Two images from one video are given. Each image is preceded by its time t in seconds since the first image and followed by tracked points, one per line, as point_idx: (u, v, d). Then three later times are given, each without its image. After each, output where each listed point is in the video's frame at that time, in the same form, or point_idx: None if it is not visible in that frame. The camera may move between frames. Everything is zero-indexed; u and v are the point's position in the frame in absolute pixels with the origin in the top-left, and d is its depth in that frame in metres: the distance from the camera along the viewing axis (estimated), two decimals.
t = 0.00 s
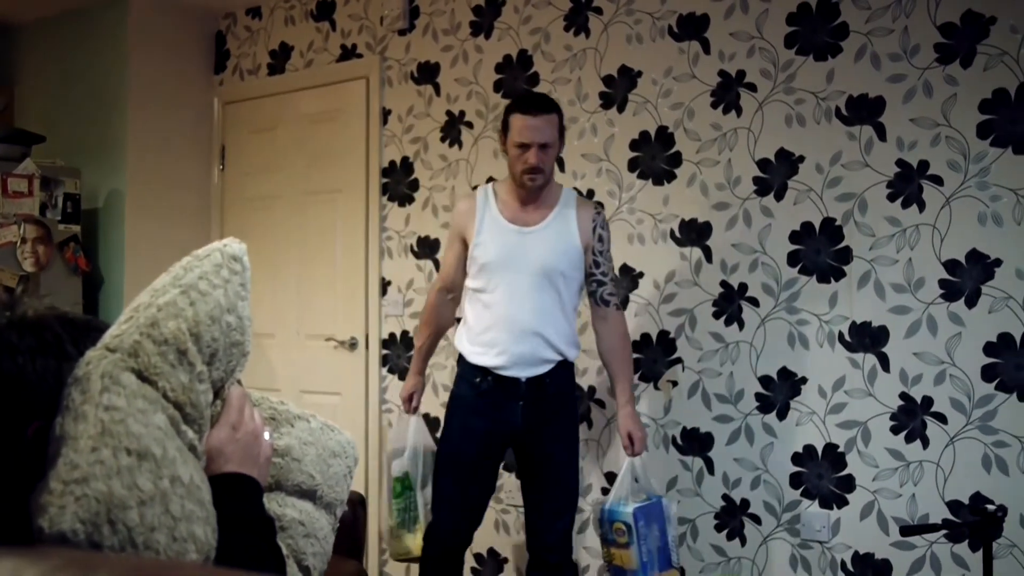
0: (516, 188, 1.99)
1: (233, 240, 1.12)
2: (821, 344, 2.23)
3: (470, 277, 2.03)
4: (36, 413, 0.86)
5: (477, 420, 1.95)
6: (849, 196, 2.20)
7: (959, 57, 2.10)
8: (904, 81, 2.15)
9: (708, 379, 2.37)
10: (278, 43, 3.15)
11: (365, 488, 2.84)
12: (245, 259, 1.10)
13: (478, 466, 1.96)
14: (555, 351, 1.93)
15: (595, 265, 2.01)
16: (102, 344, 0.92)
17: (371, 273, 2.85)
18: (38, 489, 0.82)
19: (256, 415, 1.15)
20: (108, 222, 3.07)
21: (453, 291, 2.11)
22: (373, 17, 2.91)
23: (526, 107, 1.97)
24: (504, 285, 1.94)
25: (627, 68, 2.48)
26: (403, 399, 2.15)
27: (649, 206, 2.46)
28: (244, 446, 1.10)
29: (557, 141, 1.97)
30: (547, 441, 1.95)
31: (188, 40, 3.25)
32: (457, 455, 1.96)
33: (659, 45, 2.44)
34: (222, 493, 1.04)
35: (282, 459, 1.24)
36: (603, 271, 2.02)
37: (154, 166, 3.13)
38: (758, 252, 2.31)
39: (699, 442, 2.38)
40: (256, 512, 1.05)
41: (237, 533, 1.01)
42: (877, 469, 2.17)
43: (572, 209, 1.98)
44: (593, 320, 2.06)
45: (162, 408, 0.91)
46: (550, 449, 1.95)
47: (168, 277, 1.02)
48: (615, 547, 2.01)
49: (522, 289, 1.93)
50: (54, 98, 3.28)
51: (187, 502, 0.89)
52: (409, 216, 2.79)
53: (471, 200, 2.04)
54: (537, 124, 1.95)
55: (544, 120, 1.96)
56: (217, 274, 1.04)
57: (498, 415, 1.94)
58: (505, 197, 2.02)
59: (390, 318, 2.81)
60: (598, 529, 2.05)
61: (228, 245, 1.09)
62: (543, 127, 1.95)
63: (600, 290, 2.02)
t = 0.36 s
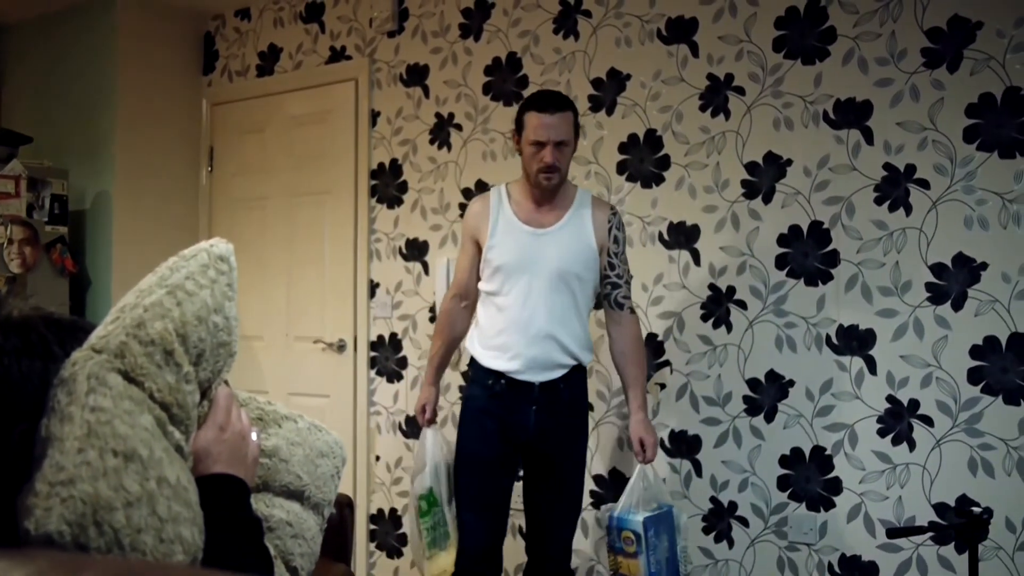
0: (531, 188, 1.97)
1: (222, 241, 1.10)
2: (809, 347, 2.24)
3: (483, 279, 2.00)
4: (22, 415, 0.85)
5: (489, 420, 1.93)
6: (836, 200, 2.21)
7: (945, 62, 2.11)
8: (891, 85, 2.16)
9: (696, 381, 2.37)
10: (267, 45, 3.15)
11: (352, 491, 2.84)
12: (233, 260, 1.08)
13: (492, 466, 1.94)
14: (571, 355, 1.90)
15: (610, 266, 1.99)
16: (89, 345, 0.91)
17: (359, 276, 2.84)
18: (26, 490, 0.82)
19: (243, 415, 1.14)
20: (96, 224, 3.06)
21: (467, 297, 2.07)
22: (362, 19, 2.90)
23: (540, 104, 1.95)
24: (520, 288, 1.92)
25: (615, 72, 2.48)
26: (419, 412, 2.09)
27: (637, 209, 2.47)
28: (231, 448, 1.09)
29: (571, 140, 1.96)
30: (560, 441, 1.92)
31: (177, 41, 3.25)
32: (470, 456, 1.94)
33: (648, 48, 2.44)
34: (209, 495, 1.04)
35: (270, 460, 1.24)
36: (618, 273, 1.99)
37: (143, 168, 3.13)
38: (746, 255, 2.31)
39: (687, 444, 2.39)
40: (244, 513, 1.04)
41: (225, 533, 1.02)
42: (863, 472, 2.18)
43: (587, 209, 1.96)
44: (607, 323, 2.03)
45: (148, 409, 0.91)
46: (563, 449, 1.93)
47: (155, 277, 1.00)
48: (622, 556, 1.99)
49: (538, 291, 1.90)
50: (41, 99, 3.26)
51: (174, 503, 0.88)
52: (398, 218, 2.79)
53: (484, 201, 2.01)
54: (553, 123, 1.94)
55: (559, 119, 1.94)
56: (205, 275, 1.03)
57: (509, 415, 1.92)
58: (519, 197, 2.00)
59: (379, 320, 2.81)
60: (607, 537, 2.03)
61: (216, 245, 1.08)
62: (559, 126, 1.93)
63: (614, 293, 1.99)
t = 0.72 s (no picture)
0: (536, 187, 1.88)
1: (212, 242, 1.09)
2: (798, 347, 2.25)
3: (489, 282, 1.87)
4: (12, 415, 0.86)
5: (510, 426, 1.81)
6: (826, 200, 2.22)
7: (935, 62, 2.12)
8: (880, 86, 2.17)
9: (686, 381, 2.38)
10: (256, 44, 3.14)
11: (342, 491, 2.83)
12: (223, 261, 1.07)
13: (514, 475, 1.82)
14: (586, 357, 1.83)
15: (615, 264, 1.97)
16: (78, 346, 0.90)
17: (349, 276, 2.84)
18: (15, 491, 0.82)
19: (233, 417, 1.14)
20: (85, 223, 3.04)
21: (466, 305, 1.94)
22: (353, 19, 2.90)
23: (547, 99, 1.86)
24: (536, 290, 1.80)
25: (606, 72, 2.48)
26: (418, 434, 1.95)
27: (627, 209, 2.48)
28: (221, 450, 1.09)
29: (579, 137, 1.88)
30: (579, 439, 1.86)
31: (166, 41, 3.23)
32: (490, 465, 1.82)
33: (639, 48, 2.44)
34: (200, 499, 1.03)
35: (260, 461, 1.23)
36: (623, 272, 1.97)
37: (132, 168, 3.11)
38: (736, 255, 2.32)
39: (677, 444, 2.39)
40: (233, 514, 1.04)
41: (214, 534, 1.02)
42: (852, 471, 2.19)
43: (594, 209, 1.89)
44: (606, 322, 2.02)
45: (138, 410, 0.89)
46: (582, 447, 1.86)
47: (146, 279, 0.99)
48: (623, 555, 1.99)
49: (555, 293, 1.80)
50: (29, 98, 3.25)
51: (163, 505, 0.88)
52: (388, 218, 2.78)
53: (486, 200, 1.90)
54: (561, 118, 1.84)
55: (568, 113, 1.85)
56: (195, 275, 1.01)
57: (529, 422, 1.81)
58: (523, 196, 1.90)
59: (369, 320, 2.81)
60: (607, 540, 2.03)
61: (206, 246, 1.07)
62: (567, 122, 1.84)
63: (618, 292, 1.98)
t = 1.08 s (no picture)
0: (535, 178, 1.79)
1: (196, 245, 1.09)
2: (782, 347, 2.26)
3: (492, 285, 1.75)
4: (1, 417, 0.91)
5: (523, 438, 1.72)
6: (809, 201, 2.23)
7: (916, 63, 2.13)
8: (863, 87, 2.18)
9: (671, 381, 2.39)
10: (240, 45, 3.13)
11: (327, 493, 2.83)
12: (208, 264, 1.07)
13: (527, 489, 1.73)
14: (596, 356, 1.79)
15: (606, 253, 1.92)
16: (62, 349, 0.93)
17: (334, 277, 2.84)
18: None
19: (216, 421, 1.14)
20: (67, 226, 3.03)
21: (455, 311, 1.80)
22: (337, 20, 2.89)
23: (547, 86, 1.79)
24: (547, 290, 1.71)
25: (590, 73, 2.49)
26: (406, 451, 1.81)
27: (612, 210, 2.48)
28: (205, 454, 1.09)
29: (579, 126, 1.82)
30: (586, 444, 1.79)
31: (149, 42, 3.22)
32: (502, 481, 1.71)
33: (623, 49, 2.44)
34: (183, 501, 1.02)
35: (243, 465, 1.23)
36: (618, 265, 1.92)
37: (115, 169, 3.10)
38: (720, 256, 2.33)
39: (662, 444, 2.40)
40: (216, 518, 1.03)
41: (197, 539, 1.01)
42: (836, 470, 2.20)
43: (592, 202, 1.83)
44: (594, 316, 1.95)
45: (121, 414, 0.91)
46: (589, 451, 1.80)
47: (129, 282, 1.01)
48: (624, 546, 1.90)
49: (565, 292, 1.72)
50: (10, 99, 3.23)
51: (147, 508, 0.88)
52: (373, 219, 2.78)
53: (482, 193, 1.78)
54: (561, 106, 1.79)
55: (568, 100, 1.79)
56: (179, 279, 1.02)
57: (544, 432, 1.73)
58: (521, 189, 1.80)
59: (354, 321, 2.80)
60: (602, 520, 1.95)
61: (191, 249, 1.07)
62: (569, 109, 1.78)
63: (612, 286, 1.92)
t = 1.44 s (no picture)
0: (533, 173, 1.71)
1: (183, 252, 1.08)
2: (768, 352, 2.26)
3: (488, 285, 1.67)
4: None
5: (521, 451, 1.62)
6: (795, 206, 2.24)
7: (901, 70, 2.14)
8: (848, 93, 2.19)
9: (657, 386, 2.39)
10: (227, 50, 3.13)
11: (313, 498, 2.82)
12: (195, 271, 1.06)
13: (523, 505, 1.63)
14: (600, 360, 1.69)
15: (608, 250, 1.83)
16: (47, 356, 0.90)
17: (320, 283, 2.83)
18: None
19: (202, 428, 1.11)
20: (52, 229, 3.01)
21: (451, 313, 1.72)
22: (324, 25, 2.89)
23: (545, 75, 1.70)
24: (546, 289, 1.62)
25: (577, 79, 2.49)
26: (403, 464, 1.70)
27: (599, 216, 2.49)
28: (190, 461, 1.06)
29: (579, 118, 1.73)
30: (598, 466, 1.66)
31: (135, 47, 3.21)
32: (497, 496, 1.62)
33: (610, 55, 2.45)
34: (167, 511, 1.00)
35: (230, 472, 1.21)
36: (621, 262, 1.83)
37: (100, 173, 3.08)
38: (706, 261, 2.33)
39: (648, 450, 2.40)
40: (202, 528, 1.01)
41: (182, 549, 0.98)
42: (822, 476, 2.20)
43: (592, 197, 1.76)
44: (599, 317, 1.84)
45: (106, 421, 0.89)
46: (603, 475, 1.66)
47: (115, 288, 0.98)
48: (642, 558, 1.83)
49: (565, 292, 1.63)
50: None
51: (131, 517, 0.87)
52: (359, 224, 2.78)
53: (477, 188, 1.70)
54: (561, 96, 1.69)
55: (567, 91, 1.70)
56: (165, 286, 1.00)
57: (545, 444, 1.62)
58: (518, 184, 1.72)
59: (340, 326, 2.80)
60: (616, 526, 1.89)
61: (177, 256, 1.06)
62: (568, 100, 1.69)
63: (616, 285, 1.82)
